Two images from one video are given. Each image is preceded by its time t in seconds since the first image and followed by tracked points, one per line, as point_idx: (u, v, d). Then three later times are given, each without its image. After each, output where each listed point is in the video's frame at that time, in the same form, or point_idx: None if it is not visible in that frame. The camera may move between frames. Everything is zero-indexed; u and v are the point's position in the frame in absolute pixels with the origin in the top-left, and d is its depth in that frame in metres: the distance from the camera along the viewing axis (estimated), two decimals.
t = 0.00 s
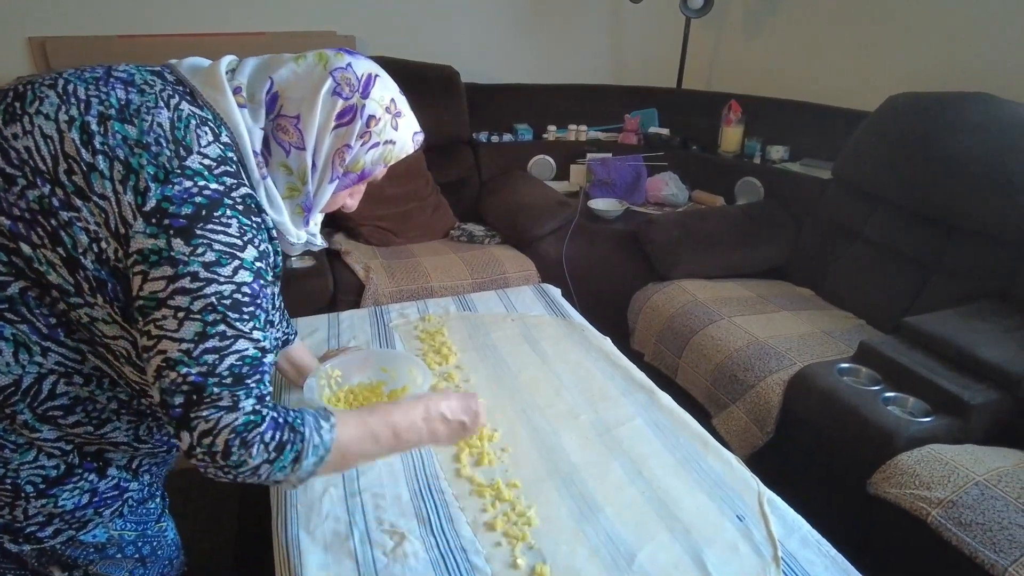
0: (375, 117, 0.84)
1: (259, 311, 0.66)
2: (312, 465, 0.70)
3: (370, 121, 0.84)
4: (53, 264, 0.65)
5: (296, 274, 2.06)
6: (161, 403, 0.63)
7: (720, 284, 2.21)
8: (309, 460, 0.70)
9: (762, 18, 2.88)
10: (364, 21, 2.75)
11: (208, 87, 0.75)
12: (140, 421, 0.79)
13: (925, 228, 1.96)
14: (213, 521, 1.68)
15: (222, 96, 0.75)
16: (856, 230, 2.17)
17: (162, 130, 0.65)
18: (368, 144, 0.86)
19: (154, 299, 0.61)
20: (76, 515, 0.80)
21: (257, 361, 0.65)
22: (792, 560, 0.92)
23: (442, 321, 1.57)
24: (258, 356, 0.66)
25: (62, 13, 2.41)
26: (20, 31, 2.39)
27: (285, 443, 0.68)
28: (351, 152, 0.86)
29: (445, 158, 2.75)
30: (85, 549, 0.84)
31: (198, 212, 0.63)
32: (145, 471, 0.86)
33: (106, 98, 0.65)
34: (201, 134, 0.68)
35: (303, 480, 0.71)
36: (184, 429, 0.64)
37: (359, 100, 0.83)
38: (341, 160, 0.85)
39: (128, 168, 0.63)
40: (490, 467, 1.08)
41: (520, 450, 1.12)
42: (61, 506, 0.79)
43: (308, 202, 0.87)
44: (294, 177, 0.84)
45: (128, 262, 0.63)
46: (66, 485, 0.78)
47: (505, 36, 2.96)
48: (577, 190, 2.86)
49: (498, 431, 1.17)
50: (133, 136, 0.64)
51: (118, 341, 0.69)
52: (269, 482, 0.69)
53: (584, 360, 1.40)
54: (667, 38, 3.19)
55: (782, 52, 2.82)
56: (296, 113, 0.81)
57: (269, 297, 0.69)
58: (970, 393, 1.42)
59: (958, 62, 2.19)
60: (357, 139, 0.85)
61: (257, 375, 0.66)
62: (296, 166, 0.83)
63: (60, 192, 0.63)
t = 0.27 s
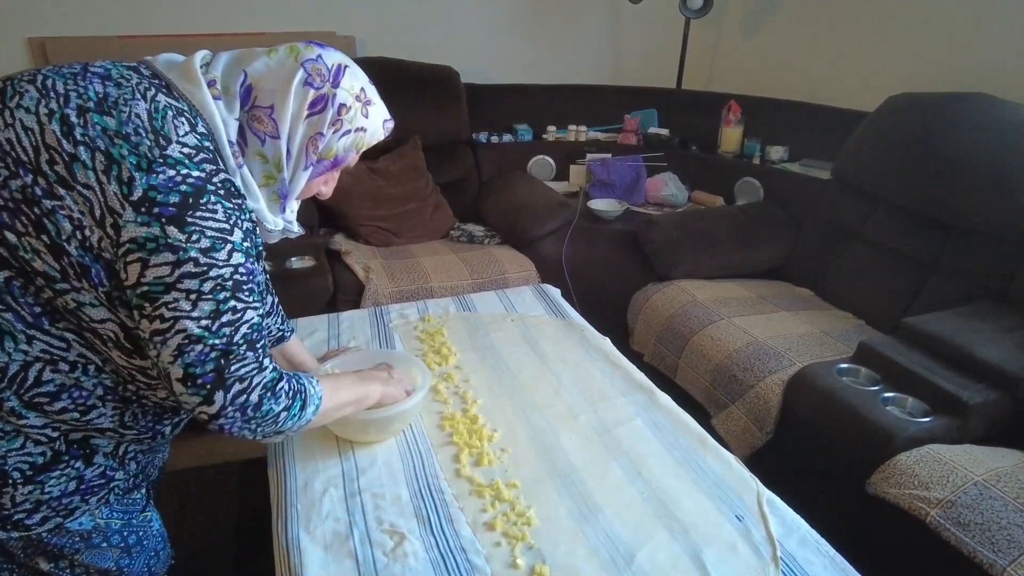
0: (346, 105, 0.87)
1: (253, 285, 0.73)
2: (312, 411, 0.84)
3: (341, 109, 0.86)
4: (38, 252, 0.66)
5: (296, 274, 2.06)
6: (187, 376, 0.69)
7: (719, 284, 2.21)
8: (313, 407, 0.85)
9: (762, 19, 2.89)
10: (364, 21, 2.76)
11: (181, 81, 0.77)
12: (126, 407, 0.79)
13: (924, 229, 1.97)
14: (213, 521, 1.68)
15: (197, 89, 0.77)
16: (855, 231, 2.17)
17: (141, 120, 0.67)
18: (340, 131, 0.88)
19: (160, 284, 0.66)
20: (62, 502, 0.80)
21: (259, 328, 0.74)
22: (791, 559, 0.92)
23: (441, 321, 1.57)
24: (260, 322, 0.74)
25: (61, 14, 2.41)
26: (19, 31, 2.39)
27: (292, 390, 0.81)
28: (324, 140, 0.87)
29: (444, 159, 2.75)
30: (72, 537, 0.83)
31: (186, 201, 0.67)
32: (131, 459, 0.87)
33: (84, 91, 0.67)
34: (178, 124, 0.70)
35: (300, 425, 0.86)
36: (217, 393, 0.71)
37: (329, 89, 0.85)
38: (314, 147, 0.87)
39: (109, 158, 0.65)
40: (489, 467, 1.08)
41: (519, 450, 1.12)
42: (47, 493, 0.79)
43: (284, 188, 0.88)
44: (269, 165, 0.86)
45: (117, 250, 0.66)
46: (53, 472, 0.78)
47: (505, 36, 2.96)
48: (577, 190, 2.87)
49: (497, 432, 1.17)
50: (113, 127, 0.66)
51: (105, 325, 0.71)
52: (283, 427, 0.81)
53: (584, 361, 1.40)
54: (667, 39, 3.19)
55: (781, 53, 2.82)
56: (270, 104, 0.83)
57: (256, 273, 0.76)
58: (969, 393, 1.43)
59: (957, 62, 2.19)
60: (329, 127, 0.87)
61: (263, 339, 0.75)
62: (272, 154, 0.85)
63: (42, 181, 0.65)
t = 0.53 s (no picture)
0: (326, 88, 0.86)
1: (247, 273, 0.75)
2: (302, 399, 0.86)
3: (321, 92, 0.86)
4: (42, 240, 0.68)
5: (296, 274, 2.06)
6: (182, 356, 0.71)
7: (719, 284, 2.21)
8: (303, 394, 0.86)
9: (762, 19, 2.89)
10: (364, 21, 2.76)
11: (172, 70, 0.80)
12: (124, 394, 0.82)
13: (925, 228, 1.97)
14: (213, 521, 1.68)
15: (188, 76, 0.80)
16: (855, 230, 2.17)
17: (139, 115, 0.69)
18: (320, 113, 0.86)
19: (157, 271, 0.67)
20: (58, 489, 0.82)
21: (252, 313, 0.75)
22: (793, 558, 0.92)
23: (443, 321, 1.57)
24: (253, 308, 0.76)
25: (62, 13, 2.41)
26: (20, 31, 2.39)
27: (285, 373, 0.82)
28: (304, 121, 0.86)
29: (445, 158, 2.75)
30: (66, 526, 0.84)
31: (183, 192, 0.68)
32: (125, 448, 0.89)
33: (85, 88, 0.68)
34: (175, 119, 0.72)
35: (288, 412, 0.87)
36: (211, 372, 0.73)
37: (309, 72, 0.85)
38: (294, 129, 0.86)
39: (110, 151, 0.67)
40: (491, 466, 1.09)
41: (521, 449, 1.13)
42: (45, 479, 0.80)
43: (267, 171, 0.87)
44: (252, 147, 0.85)
45: (118, 239, 0.67)
46: (51, 458, 0.80)
47: (505, 36, 2.97)
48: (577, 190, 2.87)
49: (499, 431, 1.17)
50: (113, 121, 0.68)
51: (109, 310, 0.73)
52: (276, 412, 0.82)
53: (585, 360, 1.40)
54: (667, 39, 3.19)
55: (781, 53, 2.82)
56: (252, 88, 0.83)
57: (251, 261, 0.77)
58: (970, 392, 1.43)
59: (957, 62, 2.19)
60: (309, 109, 0.86)
61: (255, 324, 0.76)
62: (254, 136, 0.84)
63: (46, 173, 0.66)
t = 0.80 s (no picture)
0: (316, 69, 0.85)
1: (245, 265, 0.75)
2: (303, 393, 0.87)
3: (310, 73, 0.84)
4: (42, 231, 0.69)
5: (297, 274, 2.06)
6: (179, 348, 0.71)
7: (720, 284, 2.22)
8: (304, 390, 0.87)
9: (763, 18, 2.89)
10: (365, 20, 2.76)
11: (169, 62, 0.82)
12: (126, 387, 0.82)
13: (925, 228, 1.97)
14: (215, 520, 1.69)
15: (184, 63, 0.81)
16: (856, 230, 2.17)
17: (137, 107, 0.69)
18: (310, 94, 0.85)
19: (153, 262, 0.68)
20: (63, 481, 0.83)
21: (250, 304, 0.76)
22: (794, 558, 0.93)
23: (444, 320, 1.58)
24: (251, 300, 0.76)
25: (63, 13, 2.41)
26: (22, 30, 2.39)
27: (285, 366, 0.83)
28: (294, 103, 0.84)
29: (446, 158, 2.75)
30: (70, 518, 0.86)
31: (179, 182, 0.68)
32: (129, 442, 0.91)
33: (85, 81, 0.69)
34: (173, 110, 0.72)
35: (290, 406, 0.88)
36: (208, 364, 0.73)
37: (298, 53, 0.84)
38: (283, 110, 0.84)
39: (106, 142, 0.67)
40: (492, 465, 1.09)
41: (523, 448, 1.13)
42: (50, 471, 0.82)
43: (260, 156, 0.86)
44: (244, 132, 0.84)
45: (115, 229, 0.68)
46: (55, 450, 0.82)
47: (506, 36, 2.97)
48: (578, 190, 2.87)
49: (500, 430, 1.17)
50: (110, 112, 0.68)
51: (106, 302, 0.73)
52: (274, 405, 0.83)
53: (587, 360, 1.40)
54: (668, 39, 3.19)
55: (782, 53, 2.83)
56: (242, 72, 0.84)
57: (250, 253, 0.78)
58: (970, 392, 1.43)
59: (958, 62, 2.19)
60: (299, 89, 0.84)
61: (254, 316, 0.76)
62: (244, 119, 0.84)
63: (45, 164, 0.67)
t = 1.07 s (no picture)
0: (332, 64, 0.82)
1: (251, 270, 0.73)
2: (298, 410, 0.82)
3: (327, 68, 0.82)
4: (54, 233, 0.69)
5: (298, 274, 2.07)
6: (168, 357, 0.69)
7: (720, 284, 2.22)
8: (298, 406, 0.82)
9: (763, 18, 2.89)
10: (366, 20, 2.76)
11: (186, 61, 0.81)
12: (140, 390, 0.82)
13: (924, 229, 1.97)
14: (216, 519, 1.69)
15: (201, 63, 0.80)
16: (855, 230, 2.18)
17: (151, 106, 0.69)
18: (327, 89, 0.82)
19: (156, 262, 0.66)
20: (76, 485, 0.83)
21: (251, 315, 0.73)
22: (793, 557, 0.93)
23: (444, 320, 1.58)
24: (251, 309, 0.73)
25: (64, 13, 2.42)
26: (22, 30, 2.39)
27: (278, 386, 0.79)
28: (310, 99, 0.82)
29: (446, 158, 2.76)
30: (84, 521, 0.86)
31: (190, 180, 0.68)
32: (143, 447, 0.89)
33: (101, 80, 0.69)
34: (187, 109, 0.72)
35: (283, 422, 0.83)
36: (193, 379, 0.70)
37: (314, 49, 0.82)
38: (299, 106, 0.82)
39: (119, 140, 0.67)
40: (492, 464, 1.09)
41: (523, 448, 1.13)
42: (63, 474, 0.81)
43: (277, 154, 0.84)
44: (260, 129, 0.83)
45: (126, 228, 0.67)
46: (69, 454, 0.81)
47: (506, 36, 2.97)
48: (578, 190, 2.87)
49: (501, 430, 1.18)
50: (125, 111, 0.68)
51: (118, 306, 0.73)
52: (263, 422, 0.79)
53: (586, 360, 1.40)
54: (668, 38, 3.20)
55: (782, 53, 2.83)
56: (258, 69, 0.82)
57: (258, 259, 0.75)
58: (969, 392, 1.43)
59: (957, 62, 2.20)
60: (315, 85, 0.82)
61: (252, 327, 0.73)
62: (260, 117, 0.82)
63: (59, 164, 0.67)
